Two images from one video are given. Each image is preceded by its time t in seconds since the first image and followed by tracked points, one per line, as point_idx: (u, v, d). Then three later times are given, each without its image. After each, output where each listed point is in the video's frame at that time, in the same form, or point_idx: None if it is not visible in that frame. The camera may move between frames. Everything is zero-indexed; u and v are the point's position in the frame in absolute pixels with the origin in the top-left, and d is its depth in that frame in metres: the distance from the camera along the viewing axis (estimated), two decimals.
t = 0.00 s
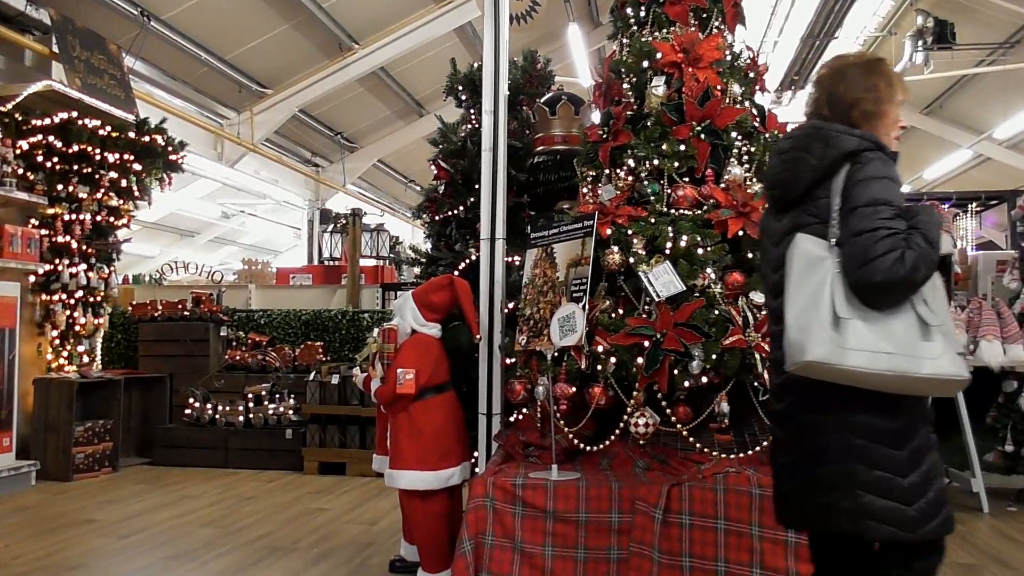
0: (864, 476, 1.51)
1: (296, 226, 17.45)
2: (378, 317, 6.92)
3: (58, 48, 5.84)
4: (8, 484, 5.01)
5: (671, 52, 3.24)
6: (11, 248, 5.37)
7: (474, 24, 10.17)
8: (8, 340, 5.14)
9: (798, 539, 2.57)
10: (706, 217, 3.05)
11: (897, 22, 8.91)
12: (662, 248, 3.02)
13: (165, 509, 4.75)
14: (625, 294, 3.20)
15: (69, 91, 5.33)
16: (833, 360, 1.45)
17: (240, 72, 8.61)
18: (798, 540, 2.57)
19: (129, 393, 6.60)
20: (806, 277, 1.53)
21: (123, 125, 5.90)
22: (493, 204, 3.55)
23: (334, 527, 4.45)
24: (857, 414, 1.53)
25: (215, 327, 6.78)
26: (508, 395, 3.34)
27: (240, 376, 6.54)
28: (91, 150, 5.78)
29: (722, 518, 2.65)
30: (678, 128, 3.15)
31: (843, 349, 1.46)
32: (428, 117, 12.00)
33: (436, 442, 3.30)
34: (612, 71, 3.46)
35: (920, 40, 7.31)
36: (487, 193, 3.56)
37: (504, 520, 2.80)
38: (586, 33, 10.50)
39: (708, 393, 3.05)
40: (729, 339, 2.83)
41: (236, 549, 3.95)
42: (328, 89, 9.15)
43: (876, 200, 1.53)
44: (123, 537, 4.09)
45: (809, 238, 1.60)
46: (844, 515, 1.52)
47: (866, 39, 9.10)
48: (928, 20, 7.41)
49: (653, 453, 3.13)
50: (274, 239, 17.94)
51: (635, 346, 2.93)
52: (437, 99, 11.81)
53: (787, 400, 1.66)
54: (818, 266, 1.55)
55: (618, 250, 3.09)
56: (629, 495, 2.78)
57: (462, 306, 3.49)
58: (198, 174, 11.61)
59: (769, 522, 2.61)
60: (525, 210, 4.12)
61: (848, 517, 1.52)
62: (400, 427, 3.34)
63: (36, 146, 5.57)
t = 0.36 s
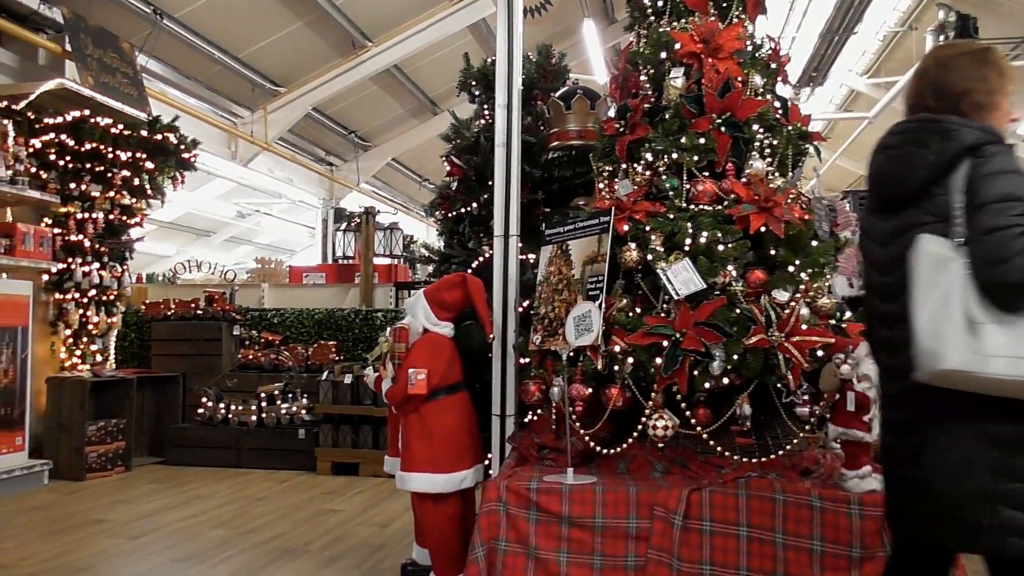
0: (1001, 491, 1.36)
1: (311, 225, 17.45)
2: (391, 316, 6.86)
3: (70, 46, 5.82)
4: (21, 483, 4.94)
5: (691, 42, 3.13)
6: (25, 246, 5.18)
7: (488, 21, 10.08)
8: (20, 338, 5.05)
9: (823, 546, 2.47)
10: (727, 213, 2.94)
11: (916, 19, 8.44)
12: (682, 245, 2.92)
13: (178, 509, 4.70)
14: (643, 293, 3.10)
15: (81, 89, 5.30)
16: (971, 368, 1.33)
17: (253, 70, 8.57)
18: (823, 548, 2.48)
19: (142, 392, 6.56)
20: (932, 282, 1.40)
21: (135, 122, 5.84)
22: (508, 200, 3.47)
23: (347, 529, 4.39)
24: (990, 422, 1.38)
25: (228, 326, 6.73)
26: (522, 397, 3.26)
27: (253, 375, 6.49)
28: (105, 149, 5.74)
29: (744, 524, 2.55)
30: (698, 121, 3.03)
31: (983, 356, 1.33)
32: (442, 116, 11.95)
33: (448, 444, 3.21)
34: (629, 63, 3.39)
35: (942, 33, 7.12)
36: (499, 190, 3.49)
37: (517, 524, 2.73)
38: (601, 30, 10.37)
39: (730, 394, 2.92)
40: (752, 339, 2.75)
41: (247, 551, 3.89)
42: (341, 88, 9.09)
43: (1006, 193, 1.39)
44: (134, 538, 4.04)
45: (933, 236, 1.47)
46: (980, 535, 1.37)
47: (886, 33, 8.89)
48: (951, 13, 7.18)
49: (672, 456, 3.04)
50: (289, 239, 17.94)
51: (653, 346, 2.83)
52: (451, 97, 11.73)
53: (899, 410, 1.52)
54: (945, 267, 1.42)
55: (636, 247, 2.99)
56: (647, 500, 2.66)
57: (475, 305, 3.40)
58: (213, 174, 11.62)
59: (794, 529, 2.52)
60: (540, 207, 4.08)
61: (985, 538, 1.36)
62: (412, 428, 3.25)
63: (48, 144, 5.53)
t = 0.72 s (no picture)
0: None
1: (343, 224, 17.51)
2: (421, 314, 6.81)
3: (105, 47, 5.86)
4: (57, 480, 4.96)
5: (729, 29, 3.02)
6: (59, 245, 5.14)
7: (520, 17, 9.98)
8: (55, 336, 5.03)
9: (870, 557, 2.36)
10: (767, 207, 2.81)
11: (961, 8, 8.14)
12: (720, 240, 2.81)
13: (209, 508, 4.68)
14: (679, 290, 3.00)
15: (115, 89, 5.32)
16: None
17: (284, 69, 8.57)
18: (869, 558, 2.36)
19: (175, 391, 6.46)
20: None
21: (168, 122, 5.85)
22: (539, 195, 3.37)
23: (376, 530, 4.33)
24: None
25: (260, 324, 6.71)
26: (553, 397, 3.20)
27: (284, 374, 6.48)
28: (137, 148, 5.75)
29: (786, 533, 2.44)
30: (737, 112, 2.91)
31: None
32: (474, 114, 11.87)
33: (478, 446, 3.13)
34: (665, 52, 3.29)
35: (988, 23, 6.86)
36: (530, 185, 3.38)
37: (549, 530, 2.62)
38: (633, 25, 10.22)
39: (771, 397, 2.82)
40: (794, 339, 2.62)
41: (276, 552, 3.85)
42: (372, 86, 9.05)
43: None
44: (165, 536, 4.02)
45: None
46: None
47: (928, 25, 8.61)
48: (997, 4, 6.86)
49: (709, 460, 2.90)
50: (322, 238, 18.02)
51: (690, 346, 2.71)
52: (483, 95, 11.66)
53: None
54: None
55: (672, 243, 2.90)
56: (684, 506, 2.55)
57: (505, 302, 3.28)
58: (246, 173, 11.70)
59: (839, 539, 2.40)
60: (572, 203, 3.91)
61: None
62: (441, 429, 3.18)
63: (82, 143, 5.56)
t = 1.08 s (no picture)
0: None
1: (392, 223, 17.59)
2: (469, 313, 6.74)
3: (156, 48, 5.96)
4: (109, 476, 5.05)
5: (787, 15, 2.89)
6: (112, 244, 5.22)
7: (568, 13, 9.88)
8: (108, 333, 5.09)
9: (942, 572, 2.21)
10: (829, 201, 2.67)
11: None
12: (778, 236, 2.67)
13: (257, 506, 4.69)
14: (735, 288, 2.86)
15: (165, 88, 5.39)
16: None
17: (332, 68, 8.62)
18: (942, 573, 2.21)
19: (224, 388, 6.60)
20: None
21: (217, 121, 5.90)
22: (587, 191, 3.28)
23: (423, 531, 4.28)
24: None
25: (309, 322, 6.73)
26: (603, 399, 3.11)
27: (332, 372, 6.49)
28: (187, 147, 5.82)
29: (851, 545, 2.30)
30: (797, 100, 2.77)
31: None
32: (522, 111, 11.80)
33: (525, 448, 3.04)
34: (719, 39, 3.13)
35: None
36: (580, 179, 3.28)
37: (599, 537, 2.53)
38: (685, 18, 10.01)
39: (834, 400, 2.68)
40: (859, 340, 2.47)
41: (322, 552, 3.82)
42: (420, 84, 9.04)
43: None
44: (213, 534, 4.03)
45: None
46: None
47: (995, 13, 8.23)
48: None
49: (767, 465, 2.77)
50: (371, 237, 18.15)
51: (747, 346, 2.59)
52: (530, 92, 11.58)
53: None
54: None
55: (727, 239, 2.77)
56: (741, 514, 2.44)
57: (553, 301, 3.17)
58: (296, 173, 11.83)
59: (908, 552, 2.25)
60: (622, 198, 3.81)
61: None
62: (487, 430, 3.10)
63: (134, 143, 5.65)
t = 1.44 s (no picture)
0: None
1: (441, 222, 17.63)
2: (517, 312, 6.66)
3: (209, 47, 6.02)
4: (160, 473, 5.11)
5: None
6: (163, 242, 5.28)
7: (619, 7, 9.74)
8: (160, 331, 5.15)
9: None
10: (897, 193, 2.52)
11: None
12: (843, 231, 2.52)
13: (305, 505, 4.69)
14: (796, 286, 2.73)
15: (217, 87, 5.44)
16: None
17: (382, 66, 8.63)
18: None
19: (274, 386, 6.65)
20: None
21: (267, 120, 5.95)
22: (640, 186, 3.18)
23: (470, 533, 4.22)
24: None
25: (357, 321, 6.73)
26: (655, 401, 3.01)
27: (380, 370, 6.48)
28: (238, 146, 5.87)
29: (922, 559, 2.16)
30: (862, 88, 2.64)
31: None
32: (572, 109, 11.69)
33: (575, 452, 2.95)
34: (778, 25, 2.99)
35: None
36: (631, 174, 3.20)
37: (651, 546, 2.42)
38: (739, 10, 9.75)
39: (901, 404, 2.52)
40: (930, 340, 2.34)
41: (368, 553, 3.78)
42: (469, 81, 9.01)
43: None
44: (260, 533, 4.04)
45: None
46: None
47: None
48: None
49: (831, 472, 2.64)
50: (421, 236, 18.22)
51: (809, 347, 2.46)
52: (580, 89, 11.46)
53: None
54: None
55: (788, 234, 2.61)
56: (803, 524, 2.31)
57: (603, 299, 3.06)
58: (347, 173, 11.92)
59: (985, 568, 2.10)
60: (675, 193, 3.70)
61: None
62: (535, 432, 3.02)
63: (186, 142, 5.70)
